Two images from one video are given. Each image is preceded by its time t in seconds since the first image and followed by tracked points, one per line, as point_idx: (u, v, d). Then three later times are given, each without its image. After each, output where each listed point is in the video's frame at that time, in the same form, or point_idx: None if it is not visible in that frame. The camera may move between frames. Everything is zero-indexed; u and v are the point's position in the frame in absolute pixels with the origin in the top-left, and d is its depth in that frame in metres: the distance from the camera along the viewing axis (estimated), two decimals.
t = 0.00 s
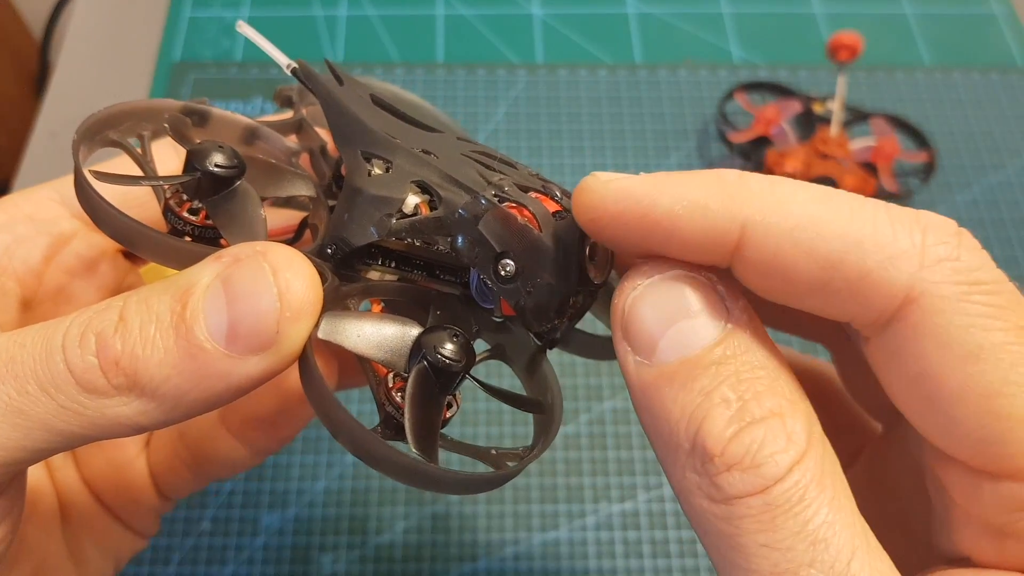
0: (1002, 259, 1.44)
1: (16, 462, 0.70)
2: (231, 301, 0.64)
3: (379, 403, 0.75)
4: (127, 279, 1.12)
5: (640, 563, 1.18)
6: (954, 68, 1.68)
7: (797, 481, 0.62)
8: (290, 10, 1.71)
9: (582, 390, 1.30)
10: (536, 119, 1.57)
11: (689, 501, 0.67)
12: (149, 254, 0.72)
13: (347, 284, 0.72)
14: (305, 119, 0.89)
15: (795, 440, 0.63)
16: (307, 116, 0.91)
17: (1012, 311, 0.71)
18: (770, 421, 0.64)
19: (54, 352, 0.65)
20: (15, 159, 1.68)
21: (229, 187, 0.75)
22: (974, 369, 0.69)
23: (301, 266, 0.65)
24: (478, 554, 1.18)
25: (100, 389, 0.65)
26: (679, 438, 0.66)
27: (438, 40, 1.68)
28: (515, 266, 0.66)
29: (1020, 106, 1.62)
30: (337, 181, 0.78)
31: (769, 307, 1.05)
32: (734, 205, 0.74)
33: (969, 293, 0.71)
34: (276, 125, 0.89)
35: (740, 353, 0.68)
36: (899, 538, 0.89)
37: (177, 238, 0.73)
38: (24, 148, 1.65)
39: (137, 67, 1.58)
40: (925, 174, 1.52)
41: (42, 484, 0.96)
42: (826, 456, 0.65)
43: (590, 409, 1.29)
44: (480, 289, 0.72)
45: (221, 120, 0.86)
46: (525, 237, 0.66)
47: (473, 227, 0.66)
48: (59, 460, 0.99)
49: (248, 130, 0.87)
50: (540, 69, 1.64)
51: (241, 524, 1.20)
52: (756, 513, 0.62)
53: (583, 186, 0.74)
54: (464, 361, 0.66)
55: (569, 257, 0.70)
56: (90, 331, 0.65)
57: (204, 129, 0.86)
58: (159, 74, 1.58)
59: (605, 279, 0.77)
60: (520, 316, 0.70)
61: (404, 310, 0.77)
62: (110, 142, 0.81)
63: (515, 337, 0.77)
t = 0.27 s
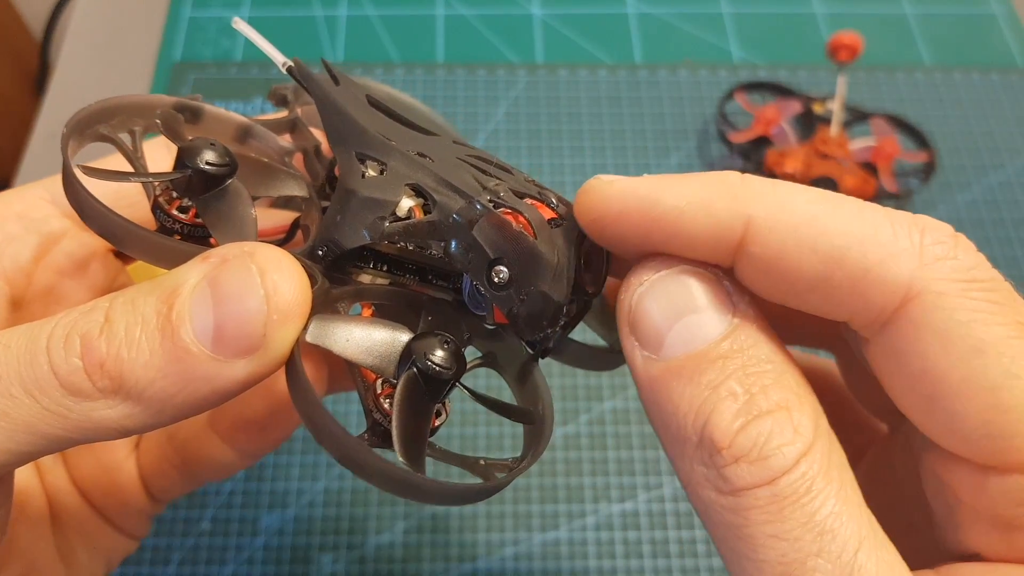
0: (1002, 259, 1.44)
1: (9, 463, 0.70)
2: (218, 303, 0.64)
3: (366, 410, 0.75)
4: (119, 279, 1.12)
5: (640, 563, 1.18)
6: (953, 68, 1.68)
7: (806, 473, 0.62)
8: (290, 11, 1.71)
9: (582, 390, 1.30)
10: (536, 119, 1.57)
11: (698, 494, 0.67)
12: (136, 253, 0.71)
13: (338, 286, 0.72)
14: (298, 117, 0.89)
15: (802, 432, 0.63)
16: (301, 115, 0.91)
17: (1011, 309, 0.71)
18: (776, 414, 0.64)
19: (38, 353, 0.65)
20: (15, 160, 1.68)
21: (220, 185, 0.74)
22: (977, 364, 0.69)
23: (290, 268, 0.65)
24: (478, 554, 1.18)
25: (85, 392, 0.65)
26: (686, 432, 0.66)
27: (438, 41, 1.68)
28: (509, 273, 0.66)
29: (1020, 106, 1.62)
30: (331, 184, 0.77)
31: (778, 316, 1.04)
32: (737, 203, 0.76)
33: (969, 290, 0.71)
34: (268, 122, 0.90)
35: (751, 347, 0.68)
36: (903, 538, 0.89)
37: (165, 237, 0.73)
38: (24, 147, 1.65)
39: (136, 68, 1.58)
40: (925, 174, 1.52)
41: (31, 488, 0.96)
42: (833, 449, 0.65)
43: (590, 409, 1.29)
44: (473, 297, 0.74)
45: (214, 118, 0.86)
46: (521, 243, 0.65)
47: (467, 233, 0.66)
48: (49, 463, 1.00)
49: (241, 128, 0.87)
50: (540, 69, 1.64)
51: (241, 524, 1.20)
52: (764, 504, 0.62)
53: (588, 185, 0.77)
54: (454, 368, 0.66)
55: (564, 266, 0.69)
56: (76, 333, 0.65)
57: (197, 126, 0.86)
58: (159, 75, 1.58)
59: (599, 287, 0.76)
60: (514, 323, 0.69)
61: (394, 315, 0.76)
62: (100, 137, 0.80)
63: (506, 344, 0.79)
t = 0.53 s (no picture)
0: (1002, 259, 1.44)
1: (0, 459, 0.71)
2: (196, 296, 0.64)
3: (353, 407, 0.77)
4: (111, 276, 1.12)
5: (640, 563, 1.18)
6: (954, 68, 1.68)
7: (811, 464, 0.62)
8: (290, 11, 1.71)
9: (582, 390, 1.30)
10: (536, 119, 1.57)
11: (704, 486, 0.67)
12: (119, 244, 0.71)
13: (324, 280, 0.72)
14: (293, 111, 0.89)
15: (806, 424, 0.63)
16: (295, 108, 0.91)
17: (1006, 299, 0.72)
18: (781, 406, 0.64)
19: (17, 349, 0.65)
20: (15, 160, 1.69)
21: (206, 176, 0.75)
22: (980, 348, 0.70)
23: (269, 259, 0.65)
24: (478, 554, 1.18)
25: (65, 386, 0.65)
26: (692, 425, 0.66)
27: (438, 41, 1.68)
28: (499, 267, 0.66)
29: (1021, 107, 1.62)
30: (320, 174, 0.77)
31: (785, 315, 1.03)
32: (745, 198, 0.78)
33: (966, 280, 0.73)
34: (260, 115, 0.89)
35: (754, 342, 0.68)
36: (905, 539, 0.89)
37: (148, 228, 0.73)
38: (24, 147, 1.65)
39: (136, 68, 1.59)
40: (925, 174, 1.52)
41: (24, 484, 0.97)
42: (837, 441, 0.64)
43: (590, 409, 1.29)
44: (463, 292, 0.72)
45: (203, 110, 0.86)
46: (511, 238, 0.65)
47: (457, 227, 0.66)
48: (44, 460, 1.01)
49: (232, 119, 0.87)
50: (539, 69, 1.64)
51: (241, 524, 1.20)
52: (769, 495, 0.62)
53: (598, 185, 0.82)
54: (441, 363, 0.66)
55: (557, 259, 0.67)
56: (54, 327, 0.65)
57: (186, 117, 0.86)
58: (160, 75, 1.59)
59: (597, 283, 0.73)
60: (505, 318, 0.69)
61: (383, 309, 0.76)
62: (87, 128, 0.81)
63: (498, 341, 0.76)
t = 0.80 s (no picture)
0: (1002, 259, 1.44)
1: None
2: (185, 282, 0.64)
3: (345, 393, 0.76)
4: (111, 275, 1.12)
5: (641, 563, 1.18)
6: (954, 68, 1.68)
7: (809, 458, 0.62)
8: (291, 11, 1.71)
9: (582, 390, 1.30)
10: (536, 119, 1.57)
11: (704, 483, 0.67)
12: (109, 233, 0.71)
13: (315, 269, 0.73)
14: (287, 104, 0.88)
15: (805, 420, 0.63)
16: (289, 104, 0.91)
17: (1002, 301, 0.71)
18: (780, 402, 0.64)
19: (8, 338, 0.65)
20: (15, 160, 1.69)
21: (198, 167, 0.75)
22: (977, 347, 0.69)
23: (256, 245, 0.65)
24: (478, 554, 1.18)
25: (56, 375, 0.65)
26: (691, 421, 0.66)
27: (438, 41, 1.68)
28: (489, 253, 0.66)
29: (1021, 107, 1.62)
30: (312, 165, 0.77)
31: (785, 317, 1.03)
32: (742, 204, 0.79)
33: (961, 284, 0.72)
34: (253, 109, 0.90)
35: (751, 339, 0.68)
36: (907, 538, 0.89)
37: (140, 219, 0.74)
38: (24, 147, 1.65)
39: (135, 67, 1.59)
40: (925, 174, 1.52)
41: (20, 482, 0.98)
42: (836, 437, 0.64)
43: (590, 409, 1.29)
44: (456, 280, 0.71)
45: (197, 104, 0.85)
46: (500, 222, 0.65)
47: (447, 213, 0.65)
48: (42, 459, 1.02)
49: (225, 114, 0.87)
50: (539, 69, 1.64)
51: (241, 525, 1.20)
52: (768, 490, 0.62)
53: (603, 189, 0.85)
54: (432, 349, 0.66)
55: (547, 245, 0.67)
56: (45, 315, 0.65)
57: (180, 111, 0.85)
58: (159, 75, 1.59)
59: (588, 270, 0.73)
60: (496, 305, 0.69)
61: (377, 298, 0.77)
62: (80, 122, 0.81)
63: (491, 330, 0.77)
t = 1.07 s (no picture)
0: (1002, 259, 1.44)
1: None
2: (190, 277, 0.64)
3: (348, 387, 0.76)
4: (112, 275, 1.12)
5: (640, 563, 1.18)
6: (954, 68, 1.68)
7: (805, 457, 0.62)
8: (291, 11, 1.71)
9: (582, 390, 1.30)
10: (536, 119, 1.57)
11: (701, 483, 0.67)
12: (113, 230, 0.72)
13: (317, 266, 0.72)
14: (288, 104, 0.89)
15: (800, 419, 0.63)
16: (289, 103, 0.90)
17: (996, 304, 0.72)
18: (775, 401, 0.64)
19: (15, 333, 0.65)
20: (15, 160, 1.69)
21: (201, 165, 0.75)
22: (974, 350, 0.69)
23: (261, 240, 0.65)
24: (478, 554, 1.18)
25: (62, 369, 0.65)
26: (688, 422, 0.66)
27: (438, 41, 1.68)
28: (491, 249, 0.65)
29: (1021, 107, 1.62)
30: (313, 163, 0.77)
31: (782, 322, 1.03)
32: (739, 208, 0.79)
33: (956, 286, 0.72)
34: (254, 109, 0.90)
35: (750, 339, 0.68)
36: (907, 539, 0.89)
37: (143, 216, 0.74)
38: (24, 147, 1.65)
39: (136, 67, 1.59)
40: (925, 174, 1.52)
41: (23, 478, 0.98)
42: (831, 436, 0.64)
43: (590, 409, 1.29)
44: (457, 276, 0.72)
45: (198, 103, 0.86)
46: (502, 219, 0.65)
47: (448, 210, 0.65)
48: (44, 460, 1.02)
49: (226, 112, 0.87)
50: (540, 69, 1.64)
51: (241, 525, 1.20)
52: (763, 489, 0.62)
53: (606, 190, 0.84)
54: (435, 343, 0.65)
55: (547, 240, 0.67)
56: (52, 310, 0.66)
57: (182, 110, 0.86)
58: (160, 75, 1.59)
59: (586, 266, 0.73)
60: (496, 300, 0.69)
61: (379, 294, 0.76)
62: (83, 121, 0.82)
63: (492, 325, 0.78)
